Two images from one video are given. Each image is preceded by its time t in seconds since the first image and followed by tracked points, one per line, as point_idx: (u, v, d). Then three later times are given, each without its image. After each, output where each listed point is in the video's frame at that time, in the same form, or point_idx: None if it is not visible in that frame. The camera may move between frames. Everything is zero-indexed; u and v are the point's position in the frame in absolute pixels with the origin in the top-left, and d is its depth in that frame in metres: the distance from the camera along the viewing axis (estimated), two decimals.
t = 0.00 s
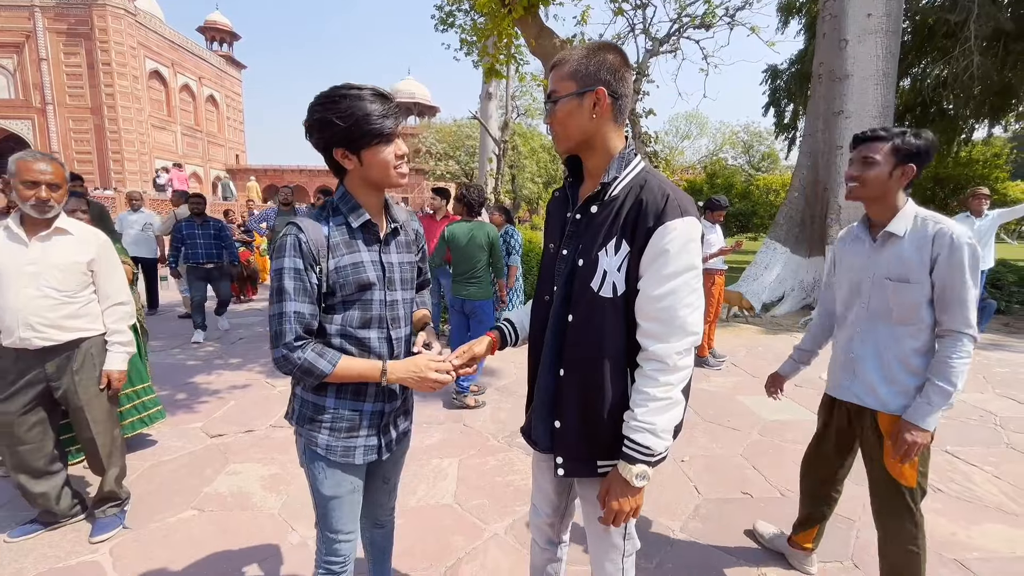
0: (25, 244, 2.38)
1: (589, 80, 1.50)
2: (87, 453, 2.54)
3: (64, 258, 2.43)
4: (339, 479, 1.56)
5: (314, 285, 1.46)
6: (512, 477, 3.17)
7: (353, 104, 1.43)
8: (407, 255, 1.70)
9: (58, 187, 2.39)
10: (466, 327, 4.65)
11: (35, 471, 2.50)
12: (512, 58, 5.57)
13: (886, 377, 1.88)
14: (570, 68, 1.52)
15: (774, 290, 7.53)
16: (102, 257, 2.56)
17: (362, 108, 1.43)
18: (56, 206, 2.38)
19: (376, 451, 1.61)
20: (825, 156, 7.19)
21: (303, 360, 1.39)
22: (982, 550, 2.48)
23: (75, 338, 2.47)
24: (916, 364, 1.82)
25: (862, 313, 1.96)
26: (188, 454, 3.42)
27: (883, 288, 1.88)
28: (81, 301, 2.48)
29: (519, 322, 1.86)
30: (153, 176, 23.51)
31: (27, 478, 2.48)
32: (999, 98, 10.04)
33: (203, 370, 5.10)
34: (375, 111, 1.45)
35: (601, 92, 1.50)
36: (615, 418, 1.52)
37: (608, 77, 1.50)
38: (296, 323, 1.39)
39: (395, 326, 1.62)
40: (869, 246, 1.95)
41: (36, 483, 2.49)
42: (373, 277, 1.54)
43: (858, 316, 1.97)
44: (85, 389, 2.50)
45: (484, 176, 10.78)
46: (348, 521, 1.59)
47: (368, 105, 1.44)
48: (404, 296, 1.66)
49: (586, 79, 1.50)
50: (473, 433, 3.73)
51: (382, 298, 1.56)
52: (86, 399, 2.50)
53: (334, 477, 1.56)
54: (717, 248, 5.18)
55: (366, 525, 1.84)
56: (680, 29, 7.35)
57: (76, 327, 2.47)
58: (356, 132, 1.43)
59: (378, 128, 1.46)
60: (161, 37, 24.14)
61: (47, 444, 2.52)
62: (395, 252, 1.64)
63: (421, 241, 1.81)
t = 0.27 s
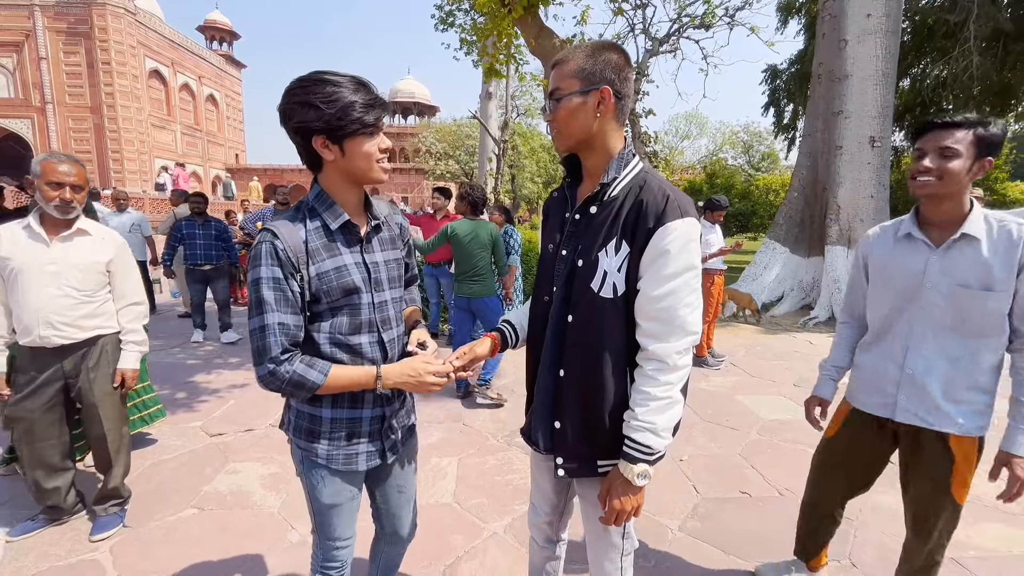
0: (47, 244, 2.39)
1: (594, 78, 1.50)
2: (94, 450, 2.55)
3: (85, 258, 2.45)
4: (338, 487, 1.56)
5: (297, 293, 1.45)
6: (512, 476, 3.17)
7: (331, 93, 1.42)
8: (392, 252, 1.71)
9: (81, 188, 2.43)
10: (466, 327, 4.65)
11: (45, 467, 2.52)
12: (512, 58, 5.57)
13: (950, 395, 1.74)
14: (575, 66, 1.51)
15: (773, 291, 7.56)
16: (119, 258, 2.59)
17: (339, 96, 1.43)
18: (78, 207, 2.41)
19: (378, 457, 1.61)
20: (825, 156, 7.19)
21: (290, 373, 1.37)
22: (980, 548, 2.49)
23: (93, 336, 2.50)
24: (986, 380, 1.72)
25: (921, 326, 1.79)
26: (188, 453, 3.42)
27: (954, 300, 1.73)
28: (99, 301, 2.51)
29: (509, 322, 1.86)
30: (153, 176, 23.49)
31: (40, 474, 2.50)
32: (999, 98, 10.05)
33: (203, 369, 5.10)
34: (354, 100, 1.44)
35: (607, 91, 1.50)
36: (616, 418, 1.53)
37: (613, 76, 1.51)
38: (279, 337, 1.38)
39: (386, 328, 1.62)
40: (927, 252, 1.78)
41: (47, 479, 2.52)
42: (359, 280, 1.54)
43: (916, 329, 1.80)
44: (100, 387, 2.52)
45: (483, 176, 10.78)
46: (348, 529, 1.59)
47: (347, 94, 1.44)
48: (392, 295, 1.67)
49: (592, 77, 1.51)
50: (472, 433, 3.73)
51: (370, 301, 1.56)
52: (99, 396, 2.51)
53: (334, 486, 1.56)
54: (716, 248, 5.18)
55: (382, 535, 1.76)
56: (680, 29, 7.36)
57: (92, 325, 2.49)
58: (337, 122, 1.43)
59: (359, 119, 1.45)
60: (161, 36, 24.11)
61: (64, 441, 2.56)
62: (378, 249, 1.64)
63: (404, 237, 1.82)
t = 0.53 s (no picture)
0: (60, 243, 2.39)
1: (601, 78, 1.51)
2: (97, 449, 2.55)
3: (98, 258, 2.46)
4: (339, 491, 1.57)
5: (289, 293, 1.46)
6: (511, 475, 3.17)
7: (329, 88, 1.42)
8: (390, 250, 1.71)
9: (96, 188, 2.44)
10: (467, 327, 4.65)
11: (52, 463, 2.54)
12: (512, 58, 5.58)
13: (985, 412, 1.60)
14: (582, 64, 1.51)
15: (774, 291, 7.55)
16: (132, 259, 2.60)
17: (338, 92, 1.43)
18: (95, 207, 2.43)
19: (379, 460, 1.60)
20: (825, 157, 7.18)
21: (275, 366, 1.37)
22: (980, 549, 2.49)
23: (101, 335, 2.51)
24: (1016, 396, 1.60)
25: (954, 340, 1.61)
26: (188, 451, 3.43)
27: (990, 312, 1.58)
28: (109, 301, 2.52)
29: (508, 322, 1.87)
30: (154, 175, 23.52)
31: (45, 469, 2.52)
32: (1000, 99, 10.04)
33: (203, 368, 5.10)
34: (355, 96, 1.45)
35: (613, 90, 1.51)
36: (616, 419, 1.53)
37: (620, 76, 1.53)
38: (265, 334, 1.38)
39: (382, 328, 1.61)
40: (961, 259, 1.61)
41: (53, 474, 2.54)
42: (352, 279, 1.53)
43: (950, 344, 1.61)
44: (107, 385, 2.52)
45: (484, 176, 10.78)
46: (348, 533, 1.60)
47: (346, 90, 1.44)
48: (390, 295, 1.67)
49: (599, 76, 1.51)
50: (472, 432, 3.74)
51: (365, 301, 1.56)
52: (105, 395, 2.52)
53: (334, 491, 1.56)
54: (717, 249, 5.17)
55: (393, 541, 1.73)
56: (681, 29, 7.37)
57: (101, 325, 2.50)
58: (336, 117, 1.43)
59: (359, 115, 1.45)
60: (162, 36, 24.14)
61: (73, 438, 2.59)
62: (375, 248, 1.64)
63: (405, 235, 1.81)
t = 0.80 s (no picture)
0: (65, 243, 2.39)
1: (608, 79, 1.51)
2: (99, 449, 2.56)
3: (102, 259, 2.46)
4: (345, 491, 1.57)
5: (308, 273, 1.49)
6: (511, 476, 3.18)
7: (342, 92, 1.42)
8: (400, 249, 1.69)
9: (101, 188, 2.45)
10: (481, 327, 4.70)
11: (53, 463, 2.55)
12: (513, 59, 5.58)
13: None
14: (590, 65, 1.51)
15: (773, 292, 7.55)
16: (136, 260, 2.60)
17: (350, 95, 1.43)
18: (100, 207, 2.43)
19: (383, 460, 1.59)
20: (825, 158, 7.19)
21: (303, 313, 1.32)
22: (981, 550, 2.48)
23: (104, 335, 2.51)
24: None
25: (986, 362, 1.41)
26: (189, 451, 3.43)
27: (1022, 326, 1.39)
28: (112, 302, 2.52)
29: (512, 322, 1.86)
30: (154, 176, 23.52)
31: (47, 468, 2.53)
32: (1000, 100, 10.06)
33: (203, 368, 5.11)
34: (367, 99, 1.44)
35: (621, 93, 1.51)
36: (616, 419, 1.53)
37: (626, 77, 1.53)
38: (290, 294, 1.37)
39: (388, 325, 1.60)
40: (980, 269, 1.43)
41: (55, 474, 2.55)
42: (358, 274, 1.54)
43: (981, 365, 1.41)
44: (109, 386, 2.53)
45: (484, 176, 10.79)
46: (357, 532, 1.62)
47: (357, 93, 1.44)
48: (398, 292, 1.65)
49: (606, 77, 1.51)
50: (473, 432, 3.74)
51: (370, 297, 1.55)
52: (107, 395, 2.52)
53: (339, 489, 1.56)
54: (717, 250, 5.17)
55: (400, 543, 1.79)
56: (681, 30, 7.38)
57: (104, 326, 2.50)
58: (346, 121, 1.43)
59: (368, 118, 1.45)
60: (162, 36, 24.15)
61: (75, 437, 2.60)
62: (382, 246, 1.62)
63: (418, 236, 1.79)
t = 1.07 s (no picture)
0: (64, 245, 2.41)
1: (608, 81, 1.52)
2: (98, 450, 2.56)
3: (100, 261, 2.46)
4: (358, 491, 1.57)
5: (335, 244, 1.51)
6: (511, 476, 3.18)
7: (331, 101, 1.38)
8: (411, 249, 1.70)
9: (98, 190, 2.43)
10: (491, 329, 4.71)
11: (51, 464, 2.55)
12: (513, 60, 5.58)
13: None
14: (589, 67, 1.52)
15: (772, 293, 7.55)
16: (135, 262, 2.59)
17: (342, 105, 1.40)
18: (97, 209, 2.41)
19: (397, 459, 1.60)
20: (824, 159, 7.20)
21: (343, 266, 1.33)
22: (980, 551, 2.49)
23: (102, 337, 2.51)
24: None
25: (999, 380, 1.27)
26: (188, 452, 3.43)
27: None
28: (111, 304, 2.53)
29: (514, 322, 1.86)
30: (154, 177, 23.54)
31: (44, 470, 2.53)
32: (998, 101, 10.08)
33: (203, 369, 5.10)
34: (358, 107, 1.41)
35: (621, 94, 1.52)
36: (616, 419, 1.53)
37: (627, 79, 1.53)
38: (326, 256, 1.38)
39: (403, 323, 1.61)
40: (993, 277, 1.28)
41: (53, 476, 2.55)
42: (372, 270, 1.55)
43: (994, 384, 1.27)
44: (107, 388, 2.53)
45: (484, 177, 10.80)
46: (366, 534, 1.62)
47: (349, 102, 1.41)
48: (410, 291, 1.66)
49: (607, 80, 1.52)
50: (472, 433, 3.74)
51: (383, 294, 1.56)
52: (104, 398, 2.52)
53: (352, 489, 1.57)
54: (717, 251, 5.18)
55: (398, 541, 1.80)
56: (680, 32, 7.40)
57: (102, 328, 2.50)
58: (337, 134, 1.40)
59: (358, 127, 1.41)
60: (162, 38, 24.17)
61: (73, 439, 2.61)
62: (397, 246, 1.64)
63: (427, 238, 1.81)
